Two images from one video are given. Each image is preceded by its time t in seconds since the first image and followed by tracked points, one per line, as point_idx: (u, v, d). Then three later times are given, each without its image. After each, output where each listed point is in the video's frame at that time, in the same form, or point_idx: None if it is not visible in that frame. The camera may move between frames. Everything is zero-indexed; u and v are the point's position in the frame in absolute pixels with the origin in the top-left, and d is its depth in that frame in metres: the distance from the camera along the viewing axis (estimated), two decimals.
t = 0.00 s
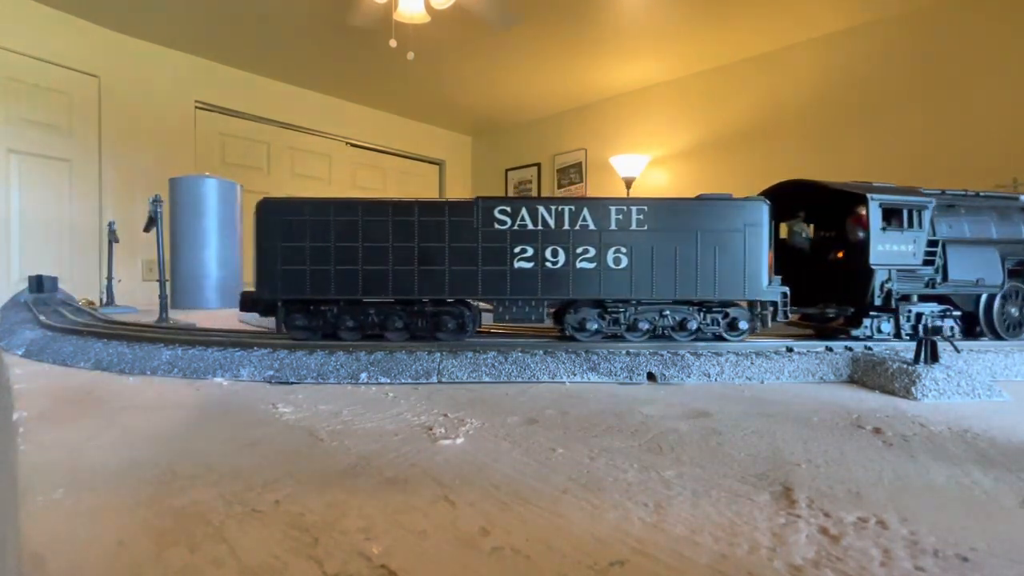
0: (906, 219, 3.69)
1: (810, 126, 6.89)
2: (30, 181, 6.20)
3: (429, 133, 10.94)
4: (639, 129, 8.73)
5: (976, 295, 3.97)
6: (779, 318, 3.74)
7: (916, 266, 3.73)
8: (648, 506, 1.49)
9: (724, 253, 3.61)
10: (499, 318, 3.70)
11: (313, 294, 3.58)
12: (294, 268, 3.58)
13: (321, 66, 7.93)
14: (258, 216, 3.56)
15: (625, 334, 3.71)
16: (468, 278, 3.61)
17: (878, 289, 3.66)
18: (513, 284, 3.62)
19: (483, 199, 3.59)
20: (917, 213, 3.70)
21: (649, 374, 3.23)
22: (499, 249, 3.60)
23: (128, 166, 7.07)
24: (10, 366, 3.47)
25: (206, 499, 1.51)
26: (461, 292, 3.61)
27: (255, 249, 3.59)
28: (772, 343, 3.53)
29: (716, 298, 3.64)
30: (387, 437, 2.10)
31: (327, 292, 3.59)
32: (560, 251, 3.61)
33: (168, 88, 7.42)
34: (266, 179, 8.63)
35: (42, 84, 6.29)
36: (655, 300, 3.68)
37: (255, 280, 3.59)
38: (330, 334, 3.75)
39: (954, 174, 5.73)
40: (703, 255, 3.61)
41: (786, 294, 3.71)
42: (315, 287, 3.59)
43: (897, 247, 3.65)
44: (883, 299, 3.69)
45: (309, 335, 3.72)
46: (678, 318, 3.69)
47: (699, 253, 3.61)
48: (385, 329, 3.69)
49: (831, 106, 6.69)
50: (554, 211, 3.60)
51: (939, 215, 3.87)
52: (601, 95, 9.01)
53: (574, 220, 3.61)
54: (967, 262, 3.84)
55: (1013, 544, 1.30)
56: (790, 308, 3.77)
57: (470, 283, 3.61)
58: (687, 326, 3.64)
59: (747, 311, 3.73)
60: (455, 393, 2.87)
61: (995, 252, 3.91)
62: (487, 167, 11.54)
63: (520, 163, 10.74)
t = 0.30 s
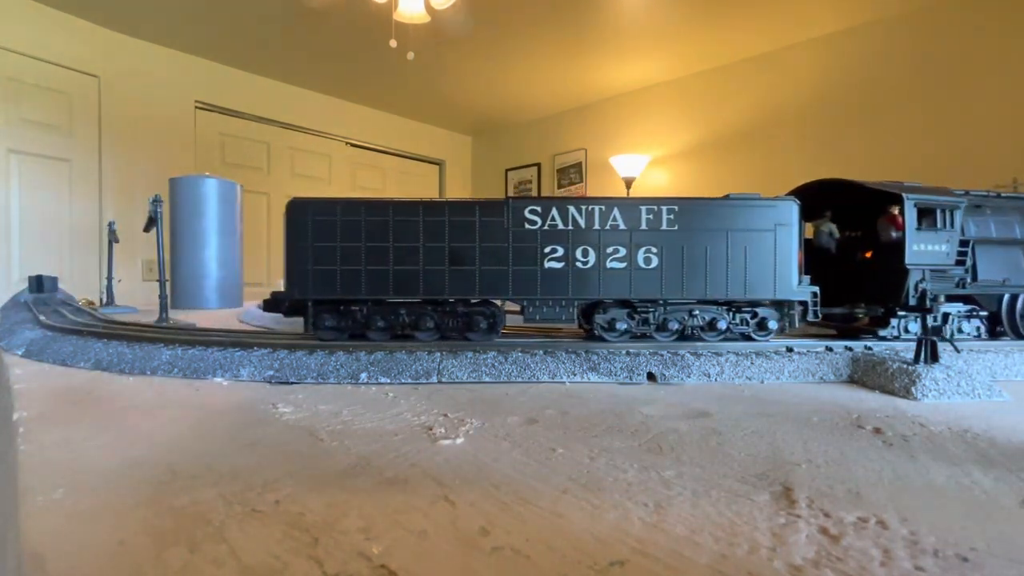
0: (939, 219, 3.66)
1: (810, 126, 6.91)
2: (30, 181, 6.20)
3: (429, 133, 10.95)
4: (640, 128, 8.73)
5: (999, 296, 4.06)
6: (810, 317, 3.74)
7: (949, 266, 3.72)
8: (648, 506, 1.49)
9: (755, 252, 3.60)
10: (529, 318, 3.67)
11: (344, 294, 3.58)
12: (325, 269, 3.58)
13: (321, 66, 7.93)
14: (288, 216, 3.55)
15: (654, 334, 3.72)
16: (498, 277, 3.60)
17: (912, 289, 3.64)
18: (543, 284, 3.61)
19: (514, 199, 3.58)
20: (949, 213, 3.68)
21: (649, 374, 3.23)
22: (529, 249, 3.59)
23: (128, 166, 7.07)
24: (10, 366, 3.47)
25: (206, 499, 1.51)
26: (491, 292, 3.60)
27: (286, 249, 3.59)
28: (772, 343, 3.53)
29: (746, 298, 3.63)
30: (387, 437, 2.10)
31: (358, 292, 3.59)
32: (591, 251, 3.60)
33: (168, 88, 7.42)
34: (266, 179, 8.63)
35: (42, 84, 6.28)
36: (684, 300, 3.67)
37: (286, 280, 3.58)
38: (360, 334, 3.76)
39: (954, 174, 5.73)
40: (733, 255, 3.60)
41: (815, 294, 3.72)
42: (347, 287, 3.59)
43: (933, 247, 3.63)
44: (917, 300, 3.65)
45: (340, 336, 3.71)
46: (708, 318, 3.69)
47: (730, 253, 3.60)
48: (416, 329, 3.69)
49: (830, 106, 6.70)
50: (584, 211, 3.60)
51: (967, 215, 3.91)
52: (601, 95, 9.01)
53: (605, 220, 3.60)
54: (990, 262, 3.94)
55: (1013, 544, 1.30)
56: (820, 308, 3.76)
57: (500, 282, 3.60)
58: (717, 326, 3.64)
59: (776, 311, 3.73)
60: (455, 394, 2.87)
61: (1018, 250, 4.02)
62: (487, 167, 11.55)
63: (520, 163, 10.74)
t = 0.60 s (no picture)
0: (966, 219, 3.65)
1: (810, 126, 6.91)
2: (30, 181, 6.20)
3: (428, 133, 10.95)
4: (640, 129, 8.73)
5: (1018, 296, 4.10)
6: (837, 317, 3.65)
7: (976, 266, 3.71)
8: (648, 506, 1.49)
9: (780, 252, 3.58)
10: (553, 318, 3.68)
11: (370, 294, 3.59)
12: (352, 269, 3.59)
13: (321, 65, 7.94)
14: (314, 216, 3.57)
15: (678, 334, 3.70)
16: (522, 277, 3.60)
17: (942, 290, 3.65)
18: (568, 284, 3.61)
19: (540, 200, 3.59)
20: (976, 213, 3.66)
21: (649, 374, 3.23)
22: (554, 249, 3.59)
23: (128, 166, 7.07)
24: (10, 366, 3.48)
25: (206, 499, 1.51)
26: (516, 292, 3.60)
27: (314, 249, 3.60)
28: (772, 343, 3.52)
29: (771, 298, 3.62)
30: (387, 438, 2.10)
31: (385, 292, 3.60)
32: (616, 251, 3.59)
33: (168, 88, 7.42)
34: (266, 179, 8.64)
35: (42, 84, 6.28)
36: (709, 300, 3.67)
37: (313, 280, 3.60)
38: (385, 334, 3.75)
39: (955, 175, 5.73)
40: (759, 254, 3.59)
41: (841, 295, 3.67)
42: (374, 287, 3.60)
43: (961, 247, 3.62)
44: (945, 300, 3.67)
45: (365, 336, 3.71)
46: (733, 318, 3.68)
47: (755, 252, 3.59)
48: (442, 328, 3.69)
49: (830, 105, 6.70)
50: (610, 211, 3.59)
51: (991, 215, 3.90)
52: (601, 95, 9.02)
53: (630, 219, 3.59)
54: (1012, 262, 3.96)
55: (1014, 545, 1.29)
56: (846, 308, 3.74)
57: (525, 282, 3.60)
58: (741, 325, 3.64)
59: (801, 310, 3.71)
60: (455, 394, 2.86)
61: None
62: (487, 167, 11.55)
63: (520, 163, 10.74)
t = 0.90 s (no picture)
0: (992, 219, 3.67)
1: (810, 126, 6.92)
2: (30, 181, 6.19)
3: (428, 133, 10.96)
4: (641, 128, 8.73)
5: None
6: (860, 315, 3.68)
7: (1000, 266, 3.75)
8: (648, 506, 1.49)
9: (805, 252, 3.59)
10: (578, 318, 3.67)
11: (395, 294, 3.59)
12: (377, 269, 3.58)
13: (321, 66, 7.94)
14: (339, 217, 3.57)
15: (701, 334, 3.71)
16: (546, 277, 3.59)
17: (968, 290, 3.72)
18: (593, 284, 3.61)
19: (565, 200, 3.58)
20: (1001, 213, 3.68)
21: (649, 374, 3.23)
22: (580, 249, 3.59)
23: (128, 166, 7.07)
24: (10, 366, 3.48)
25: (206, 499, 1.51)
26: (540, 292, 3.60)
27: (338, 250, 3.60)
28: (771, 343, 3.53)
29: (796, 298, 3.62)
30: (387, 437, 2.10)
31: (410, 292, 3.60)
32: (642, 251, 3.58)
33: (168, 89, 7.43)
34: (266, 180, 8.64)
35: (41, 84, 6.26)
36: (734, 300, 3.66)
37: (338, 280, 3.60)
38: (409, 334, 3.75)
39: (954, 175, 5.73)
40: (783, 255, 3.59)
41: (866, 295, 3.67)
42: (399, 287, 3.59)
43: (987, 247, 3.65)
44: (972, 301, 3.75)
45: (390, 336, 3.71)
46: (756, 318, 3.68)
47: (780, 253, 3.58)
48: (467, 327, 3.68)
49: (830, 106, 6.71)
50: (635, 211, 3.58)
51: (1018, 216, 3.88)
52: (601, 95, 9.03)
53: (655, 219, 3.58)
54: None
55: (1014, 545, 1.29)
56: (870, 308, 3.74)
57: (549, 282, 3.60)
58: (765, 326, 3.64)
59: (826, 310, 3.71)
60: (455, 394, 2.86)
61: None
62: (486, 167, 11.56)
63: (520, 163, 10.74)
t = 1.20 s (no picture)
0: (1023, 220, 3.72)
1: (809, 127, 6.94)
2: (30, 181, 6.19)
3: (428, 134, 10.97)
4: (641, 128, 8.73)
5: None
6: (889, 316, 3.71)
7: None
8: (648, 506, 1.49)
9: (833, 252, 3.60)
10: (608, 318, 3.66)
11: (425, 295, 3.59)
12: (407, 269, 3.59)
13: (321, 66, 7.94)
14: (369, 217, 3.58)
15: (729, 334, 3.70)
16: (575, 277, 3.59)
17: (1000, 290, 3.71)
18: (622, 284, 3.60)
19: (594, 199, 3.57)
20: None
21: (649, 374, 3.23)
22: (609, 249, 3.58)
23: (128, 166, 7.07)
24: (10, 366, 3.48)
25: (206, 499, 1.51)
26: (569, 292, 3.59)
27: (368, 250, 3.61)
28: (772, 343, 3.52)
29: (824, 297, 3.63)
30: (387, 437, 2.10)
31: (440, 292, 3.61)
32: (671, 251, 3.57)
33: (168, 88, 7.43)
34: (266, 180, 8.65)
35: (41, 84, 6.26)
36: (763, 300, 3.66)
37: (367, 281, 3.60)
38: (437, 334, 3.74)
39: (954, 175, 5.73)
40: (812, 254, 3.59)
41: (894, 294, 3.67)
42: (429, 287, 3.59)
43: (1018, 247, 3.68)
44: (1003, 300, 3.74)
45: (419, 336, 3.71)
46: (784, 318, 3.67)
47: (808, 252, 3.59)
48: (496, 327, 3.68)
49: (829, 106, 6.73)
50: (664, 211, 3.58)
51: None
52: (601, 95, 9.03)
53: (684, 219, 3.58)
54: None
55: (1014, 545, 1.29)
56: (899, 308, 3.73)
57: (577, 282, 3.60)
58: (793, 326, 3.64)
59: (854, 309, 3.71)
60: (455, 394, 2.86)
61: None
62: (487, 167, 11.56)
63: (520, 163, 10.74)
